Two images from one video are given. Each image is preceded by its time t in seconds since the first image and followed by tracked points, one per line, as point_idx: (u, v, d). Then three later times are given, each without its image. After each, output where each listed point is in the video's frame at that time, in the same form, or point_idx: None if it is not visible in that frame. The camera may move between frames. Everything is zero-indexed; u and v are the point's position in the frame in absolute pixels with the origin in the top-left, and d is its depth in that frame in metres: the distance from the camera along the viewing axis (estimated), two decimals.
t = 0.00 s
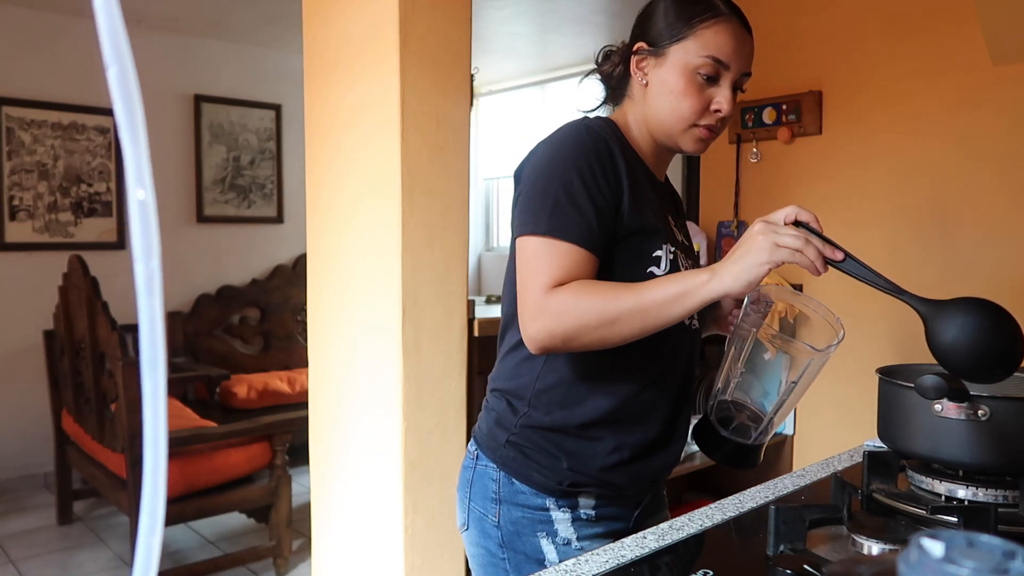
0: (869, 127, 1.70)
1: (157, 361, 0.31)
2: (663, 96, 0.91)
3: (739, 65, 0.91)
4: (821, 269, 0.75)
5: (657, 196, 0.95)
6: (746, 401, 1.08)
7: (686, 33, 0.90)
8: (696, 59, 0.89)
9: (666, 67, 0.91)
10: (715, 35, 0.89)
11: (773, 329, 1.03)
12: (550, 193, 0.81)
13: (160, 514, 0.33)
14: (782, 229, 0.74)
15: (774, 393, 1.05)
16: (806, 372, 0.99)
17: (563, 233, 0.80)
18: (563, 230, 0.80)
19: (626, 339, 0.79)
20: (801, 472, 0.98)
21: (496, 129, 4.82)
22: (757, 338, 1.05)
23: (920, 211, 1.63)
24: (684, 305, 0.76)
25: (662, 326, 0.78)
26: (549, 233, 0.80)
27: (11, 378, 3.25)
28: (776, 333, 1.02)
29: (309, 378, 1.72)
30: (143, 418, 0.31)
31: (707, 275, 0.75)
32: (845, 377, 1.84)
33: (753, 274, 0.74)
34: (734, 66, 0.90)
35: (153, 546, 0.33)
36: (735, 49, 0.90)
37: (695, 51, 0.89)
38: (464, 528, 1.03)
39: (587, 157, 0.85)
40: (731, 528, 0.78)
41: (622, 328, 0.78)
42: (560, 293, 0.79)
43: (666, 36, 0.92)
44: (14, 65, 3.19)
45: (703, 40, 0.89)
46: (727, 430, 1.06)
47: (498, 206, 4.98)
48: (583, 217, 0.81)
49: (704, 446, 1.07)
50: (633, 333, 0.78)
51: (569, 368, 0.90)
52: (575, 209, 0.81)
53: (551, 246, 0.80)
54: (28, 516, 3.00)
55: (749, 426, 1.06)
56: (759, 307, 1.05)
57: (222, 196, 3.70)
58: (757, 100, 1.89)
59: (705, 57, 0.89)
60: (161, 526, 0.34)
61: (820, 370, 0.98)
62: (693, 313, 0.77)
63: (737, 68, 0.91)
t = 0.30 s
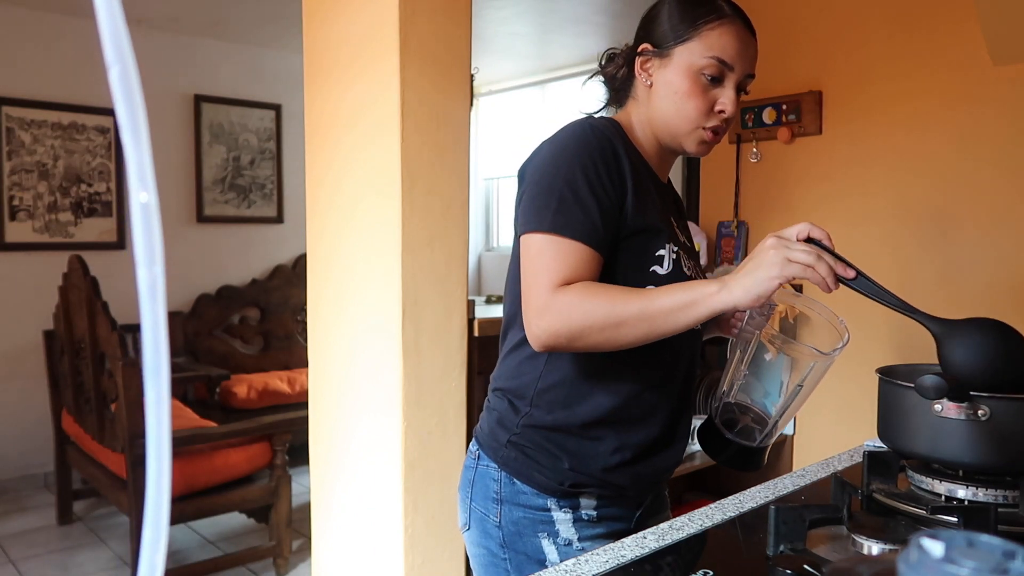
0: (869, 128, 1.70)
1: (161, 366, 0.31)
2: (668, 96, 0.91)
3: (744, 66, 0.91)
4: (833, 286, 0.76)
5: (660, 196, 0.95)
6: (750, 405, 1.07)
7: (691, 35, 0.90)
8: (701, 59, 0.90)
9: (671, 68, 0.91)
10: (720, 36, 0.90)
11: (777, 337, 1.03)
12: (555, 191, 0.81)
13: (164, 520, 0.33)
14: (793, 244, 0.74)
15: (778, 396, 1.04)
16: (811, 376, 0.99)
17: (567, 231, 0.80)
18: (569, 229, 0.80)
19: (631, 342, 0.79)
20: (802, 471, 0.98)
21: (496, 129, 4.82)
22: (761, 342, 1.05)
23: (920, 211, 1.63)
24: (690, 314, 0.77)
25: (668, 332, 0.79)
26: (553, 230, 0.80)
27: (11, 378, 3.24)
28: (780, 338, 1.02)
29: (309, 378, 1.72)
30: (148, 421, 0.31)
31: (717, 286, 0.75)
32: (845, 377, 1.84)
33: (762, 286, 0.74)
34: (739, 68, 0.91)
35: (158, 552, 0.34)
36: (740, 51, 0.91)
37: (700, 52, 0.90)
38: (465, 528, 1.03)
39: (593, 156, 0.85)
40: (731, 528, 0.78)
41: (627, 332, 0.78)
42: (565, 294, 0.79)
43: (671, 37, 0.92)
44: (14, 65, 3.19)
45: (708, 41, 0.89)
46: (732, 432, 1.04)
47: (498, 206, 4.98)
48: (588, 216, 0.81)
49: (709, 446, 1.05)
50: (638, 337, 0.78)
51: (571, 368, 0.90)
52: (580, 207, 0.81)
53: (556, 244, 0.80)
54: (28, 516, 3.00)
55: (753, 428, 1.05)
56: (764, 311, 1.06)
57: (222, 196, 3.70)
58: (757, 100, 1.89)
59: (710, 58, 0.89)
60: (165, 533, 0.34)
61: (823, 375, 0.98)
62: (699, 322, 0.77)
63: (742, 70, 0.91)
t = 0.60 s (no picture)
0: (869, 128, 1.70)
1: (152, 365, 0.31)
2: (672, 96, 0.91)
3: (747, 66, 0.92)
4: (845, 306, 0.76)
5: (663, 198, 0.95)
6: (751, 408, 1.08)
7: (695, 35, 0.90)
8: (704, 59, 0.90)
9: (675, 68, 0.91)
10: (722, 36, 0.90)
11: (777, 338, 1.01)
12: (561, 188, 0.81)
13: (153, 519, 0.34)
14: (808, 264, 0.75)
15: (778, 399, 1.04)
16: (808, 376, 0.99)
17: (574, 229, 0.79)
18: (576, 226, 0.79)
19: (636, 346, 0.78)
20: (802, 472, 0.98)
21: (496, 129, 4.82)
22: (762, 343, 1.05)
23: (920, 211, 1.63)
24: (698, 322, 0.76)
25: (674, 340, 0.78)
26: (560, 228, 0.79)
27: (11, 378, 3.24)
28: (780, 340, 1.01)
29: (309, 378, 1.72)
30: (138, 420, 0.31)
31: (730, 298, 0.75)
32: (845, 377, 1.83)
33: (773, 303, 0.74)
34: (742, 67, 0.91)
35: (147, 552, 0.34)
36: (743, 51, 0.91)
37: (703, 51, 0.90)
38: (466, 528, 1.03)
39: (598, 156, 0.85)
40: (731, 528, 0.78)
41: (633, 334, 0.77)
42: (572, 291, 0.78)
43: (673, 38, 0.92)
44: (13, 65, 3.19)
45: (712, 41, 0.90)
46: (731, 433, 1.05)
47: (498, 206, 4.98)
48: (594, 214, 0.81)
49: (706, 448, 1.06)
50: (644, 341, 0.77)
51: (574, 367, 0.90)
52: (586, 205, 0.80)
53: (562, 241, 0.80)
54: (28, 516, 3.00)
55: (752, 430, 1.06)
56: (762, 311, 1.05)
57: (222, 196, 3.71)
58: (757, 100, 1.89)
59: (714, 57, 0.89)
60: (153, 534, 0.34)
61: (821, 377, 0.97)
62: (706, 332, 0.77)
63: (745, 69, 0.91)
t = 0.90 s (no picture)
0: (869, 127, 1.70)
1: (150, 359, 0.32)
2: (670, 96, 0.91)
3: (743, 63, 0.92)
4: (855, 298, 0.73)
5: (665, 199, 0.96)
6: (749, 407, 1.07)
7: (691, 34, 0.90)
8: (701, 58, 0.90)
9: (672, 68, 0.91)
10: (719, 34, 0.90)
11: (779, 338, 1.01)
12: (566, 187, 0.81)
13: (151, 512, 0.34)
14: (820, 256, 0.71)
15: (777, 398, 1.04)
16: (808, 375, 0.99)
17: (581, 227, 0.79)
18: (582, 224, 0.79)
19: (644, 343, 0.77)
20: (803, 473, 0.98)
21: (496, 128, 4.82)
22: (760, 342, 1.05)
23: (920, 211, 1.63)
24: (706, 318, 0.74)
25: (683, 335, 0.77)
26: (566, 226, 0.79)
27: (11, 378, 3.24)
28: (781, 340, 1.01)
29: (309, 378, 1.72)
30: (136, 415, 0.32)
31: (739, 295, 0.73)
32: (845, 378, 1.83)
33: (782, 299, 0.72)
34: (739, 65, 0.91)
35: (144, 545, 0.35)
36: (739, 48, 0.91)
37: (700, 50, 0.90)
38: (468, 528, 1.03)
39: (603, 155, 0.85)
40: (731, 528, 0.78)
41: (640, 329, 0.76)
42: (579, 289, 0.77)
43: (669, 38, 0.92)
44: (13, 65, 3.19)
45: (708, 40, 0.90)
46: (729, 432, 1.05)
47: (498, 205, 4.98)
48: (599, 212, 0.80)
49: (705, 447, 1.06)
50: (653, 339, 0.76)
51: (577, 367, 0.90)
52: (591, 203, 0.80)
53: (569, 239, 0.79)
54: (28, 516, 3.00)
55: (751, 430, 1.06)
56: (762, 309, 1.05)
57: (222, 196, 3.71)
58: (757, 100, 1.89)
59: (711, 56, 0.89)
60: (151, 525, 0.35)
61: (822, 375, 0.97)
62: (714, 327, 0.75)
63: (742, 66, 0.92)
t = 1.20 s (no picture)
0: (869, 127, 1.70)
1: (158, 360, 0.32)
2: (659, 93, 0.91)
3: (733, 58, 0.92)
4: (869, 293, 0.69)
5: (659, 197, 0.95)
6: (743, 404, 1.07)
7: (679, 30, 0.90)
8: (691, 54, 0.90)
9: (661, 65, 0.91)
10: (708, 29, 0.90)
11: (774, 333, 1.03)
12: (565, 181, 0.81)
13: (160, 513, 0.35)
14: (839, 258, 0.66)
15: (773, 395, 1.05)
16: (805, 371, 1.00)
17: (581, 220, 0.78)
18: (582, 217, 0.78)
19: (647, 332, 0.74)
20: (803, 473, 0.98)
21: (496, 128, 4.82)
22: (755, 338, 1.06)
23: (921, 212, 1.63)
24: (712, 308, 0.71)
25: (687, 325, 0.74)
26: (567, 219, 0.78)
27: (12, 378, 3.24)
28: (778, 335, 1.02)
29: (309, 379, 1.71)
30: (144, 416, 0.32)
31: (748, 297, 0.69)
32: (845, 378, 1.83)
33: (795, 297, 0.68)
34: (728, 59, 0.91)
35: (155, 547, 0.35)
36: (729, 43, 0.91)
37: (689, 46, 0.90)
38: (467, 533, 1.03)
39: (600, 151, 0.84)
40: (731, 528, 0.79)
41: (643, 325, 0.73)
42: (581, 280, 0.75)
43: (658, 35, 0.92)
44: (13, 65, 3.19)
45: (696, 36, 0.90)
46: (726, 430, 1.05)
47: (498, 205, 4.98)
48: (599, 205, 0.80)
49: (700, 446, 1.06)
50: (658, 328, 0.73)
51: (578, 367, 0.89)
52: (591, 197, 0.80)
53: (571, 233, 0.78)
54: (28, 516, 3.00)
55: (746, 427, 1.06)
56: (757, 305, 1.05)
57: (222, 196, 3.71)
58: (757, 100, 1.89)
59: (700, 52, 0.89)
60: (161, 526, 0.35)
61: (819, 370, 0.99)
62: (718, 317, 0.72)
63: (732, 61, 0.91)
